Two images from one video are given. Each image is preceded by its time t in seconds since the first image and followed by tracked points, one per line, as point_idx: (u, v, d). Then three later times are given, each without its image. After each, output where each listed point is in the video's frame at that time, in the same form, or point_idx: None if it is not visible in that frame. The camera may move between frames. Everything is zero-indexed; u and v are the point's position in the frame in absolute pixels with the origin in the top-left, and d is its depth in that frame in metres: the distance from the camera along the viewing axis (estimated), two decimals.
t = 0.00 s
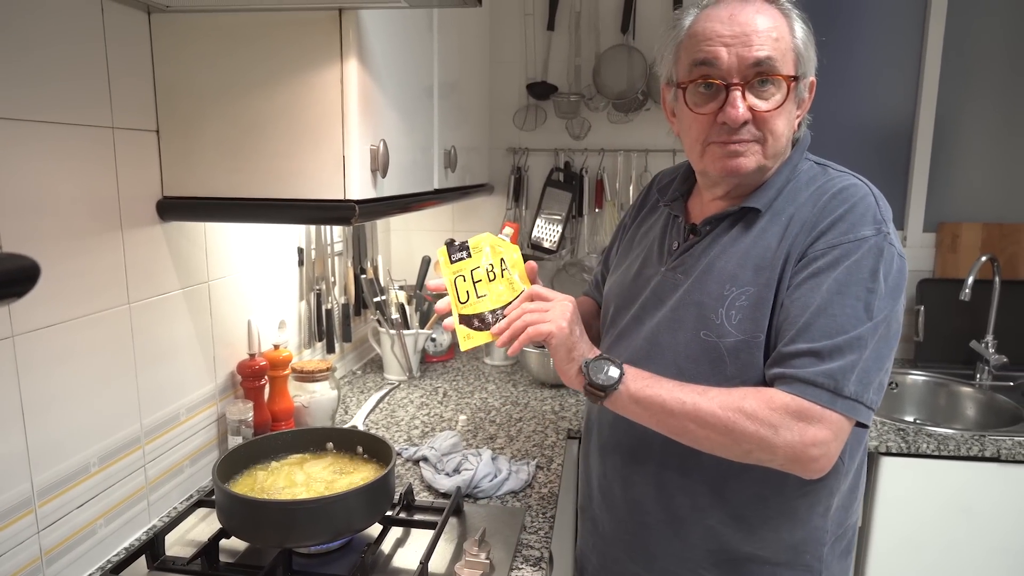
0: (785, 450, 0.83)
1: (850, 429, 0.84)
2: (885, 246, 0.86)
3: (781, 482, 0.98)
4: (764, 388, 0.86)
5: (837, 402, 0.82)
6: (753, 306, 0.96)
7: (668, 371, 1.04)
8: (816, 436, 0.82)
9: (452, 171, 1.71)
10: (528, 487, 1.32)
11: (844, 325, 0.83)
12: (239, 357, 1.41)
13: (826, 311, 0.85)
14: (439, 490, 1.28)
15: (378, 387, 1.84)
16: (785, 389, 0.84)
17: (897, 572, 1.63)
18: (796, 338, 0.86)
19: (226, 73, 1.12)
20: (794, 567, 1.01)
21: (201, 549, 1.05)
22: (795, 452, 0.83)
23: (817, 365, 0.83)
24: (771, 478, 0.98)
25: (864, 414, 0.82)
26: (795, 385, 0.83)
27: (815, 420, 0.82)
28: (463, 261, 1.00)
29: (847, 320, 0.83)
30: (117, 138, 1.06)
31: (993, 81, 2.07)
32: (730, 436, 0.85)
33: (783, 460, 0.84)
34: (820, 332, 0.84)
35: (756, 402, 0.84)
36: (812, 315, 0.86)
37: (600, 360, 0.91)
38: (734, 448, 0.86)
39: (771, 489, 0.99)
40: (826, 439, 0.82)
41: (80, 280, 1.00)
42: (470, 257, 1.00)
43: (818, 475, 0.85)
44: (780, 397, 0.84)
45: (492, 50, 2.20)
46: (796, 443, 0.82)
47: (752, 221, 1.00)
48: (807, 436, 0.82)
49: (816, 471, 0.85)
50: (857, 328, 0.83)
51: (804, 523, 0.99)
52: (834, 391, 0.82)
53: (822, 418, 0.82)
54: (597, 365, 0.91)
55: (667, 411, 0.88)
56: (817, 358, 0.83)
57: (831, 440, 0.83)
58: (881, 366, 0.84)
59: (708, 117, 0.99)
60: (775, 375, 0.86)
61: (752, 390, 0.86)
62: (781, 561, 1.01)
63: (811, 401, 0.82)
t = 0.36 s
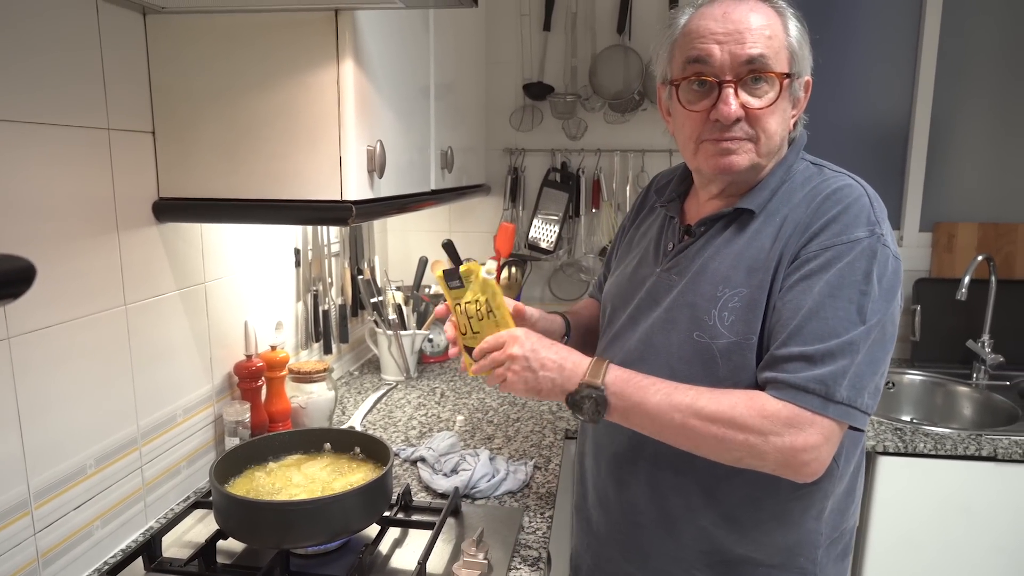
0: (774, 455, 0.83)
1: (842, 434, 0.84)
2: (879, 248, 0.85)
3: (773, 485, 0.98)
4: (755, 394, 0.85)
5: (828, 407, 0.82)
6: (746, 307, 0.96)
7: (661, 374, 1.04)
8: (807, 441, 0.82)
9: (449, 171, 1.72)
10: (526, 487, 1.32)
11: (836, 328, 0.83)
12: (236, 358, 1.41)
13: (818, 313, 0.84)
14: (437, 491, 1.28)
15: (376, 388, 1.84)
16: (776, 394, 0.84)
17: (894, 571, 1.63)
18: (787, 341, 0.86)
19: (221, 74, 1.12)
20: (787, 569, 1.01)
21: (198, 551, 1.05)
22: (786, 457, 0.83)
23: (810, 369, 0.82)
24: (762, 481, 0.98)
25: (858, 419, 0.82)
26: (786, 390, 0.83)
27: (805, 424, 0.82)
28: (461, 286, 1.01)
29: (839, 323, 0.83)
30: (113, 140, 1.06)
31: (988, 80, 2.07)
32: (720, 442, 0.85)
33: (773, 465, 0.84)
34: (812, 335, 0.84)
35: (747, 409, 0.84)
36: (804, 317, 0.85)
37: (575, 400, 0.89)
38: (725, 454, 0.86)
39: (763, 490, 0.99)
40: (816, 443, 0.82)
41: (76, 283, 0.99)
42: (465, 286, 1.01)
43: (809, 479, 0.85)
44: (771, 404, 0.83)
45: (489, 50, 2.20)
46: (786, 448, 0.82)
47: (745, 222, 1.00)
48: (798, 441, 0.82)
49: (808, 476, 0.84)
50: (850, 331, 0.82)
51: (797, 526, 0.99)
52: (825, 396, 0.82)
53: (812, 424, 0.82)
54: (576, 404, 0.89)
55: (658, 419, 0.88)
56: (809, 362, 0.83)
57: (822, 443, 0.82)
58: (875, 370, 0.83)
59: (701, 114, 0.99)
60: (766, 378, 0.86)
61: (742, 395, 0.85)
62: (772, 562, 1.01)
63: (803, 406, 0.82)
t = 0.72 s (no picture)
0: (743, 451, 0.83)
1: (817, 428, 0.83)
2: (870, 242, 0.84)
3: (767, 479, 0.97)
4: (724, 390, 0.85)
5: (803, 401, 0.81)
6: (737, 299, 0.95)
7: (653, 367, 1.04)
8: (775, 436, 0.81)
9: (450, 160, 1.71)
10: (528, 476, 1.32)
11: (818, 322, 0.82)
12: (237, 347, 1.40)
13: (801, 307, 0.83)
14: (439, 480, 1.28)
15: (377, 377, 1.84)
16: (749, 389, 0.84)
17: (895, 559, 1.64)
18: (768, 333, 0.85)
19: (221, 60, 1.11)
20: (778, 565, 1.01)
21: (201, 540, 1.05)
22: (754, 452, 0.83)
23: (784, 361, 0.82)
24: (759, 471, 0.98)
25: (834, 414, 0.81)
26: (760, 384, 0.83)
27: (775, 418, 0.82)
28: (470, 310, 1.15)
29: (820, 317, 0.82)
30: (112, 128, 1.05)
31: (993, 67, 2.05)
32: (687, 441, 0.85)
33: (742, 461, 0.84)
34: (794, 328, 0.83)
35: (713, 408, 0.83)
36: (786, 310, 0.84)
37: (542, 419, 0.93)
38: (693, 453, 0.86)
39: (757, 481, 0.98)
40: (786, 438, 0.82)
41: (76, 272, 0.99)
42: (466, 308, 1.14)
43: (780, 474, 0.84)
44: (739, 402, 0.83)
45: (490, 38, 2.18)
46: (754, 443, 0.82)
47: (742, 215, 0.97)
48: (767, 436, 0.82)
49: (780, 471, 0.84)
50: (831, 325, 0.81)
51: (794, 520, 0.98)
52: (799, 390, 0.81)
53: (779, 419, 0.82)
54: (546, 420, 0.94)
55: (621, 428, 0.89)
56: (785, 354, 0.83)
57: (793, 437, 0.82)
58: (857, 365, 0.82)
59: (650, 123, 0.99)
60: (743, 371, 0.86)
61: (710, 394, 0.85)
62: (762, 554, 1.01)
63: (776, 400, 0.82)
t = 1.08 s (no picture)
0: (681, 434, 0.85)
1: (758, 414, 0.84)
2: (817, 234, 0.83)
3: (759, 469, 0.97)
4: (665, 379, 0.87)
5: (739, 387, 0.82)
6: (694, 289, 0.94)
7: (620, 356, 1.05)
8: (710, 420, 0.82)
9: (451, 151, 1.70)
10: (529, 467, 1.32)
11: (758, 311, 0.82)
12: (238, 338, 1.40)
13: (743, 296, 0.83)
14: (440, 470, 1.28)
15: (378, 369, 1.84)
16: (690, 378, 0.85)
17: (894, 550, 1.64)
18: (714, 321, 0.86)
19: (220, 49, 1.10)
20: (751, 551, 1.00)
21: (201, 529, 1.05)
22: (691, 436, 0.84)
23: (721, 349, 0.83)
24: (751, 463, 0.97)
25: (771, 400, 0.81)
26: (699, 371, 0.84)
27: (710, 405, 0.82)
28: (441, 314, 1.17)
29: (760, 307, 0.82)
30: (110, 116, 1.05)
31: (995, 57, 2.04)
32: (630, 429, 0.88)
33: (681, 443, 0.86)
34: (737, 317, 0.83)
35: (650, 396, 0.86)
36: (730, 298, 0.85)
37: (509, 415, 0.98)
38: (640, 439, 0.89)
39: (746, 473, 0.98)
40: (721, 423, 0.83)
41: (75, 261, 0.99)
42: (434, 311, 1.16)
43: (718, 457, 0.85)
44: (677, 388, 0.85)
45: (490, 29, 2.17)
46: (690, 428, 0.84)
47: (703, 207, 0.97)
48: (702, 421, 0.83)
49: (718, 455, 0.85)
50: (771, 314, 0.81)
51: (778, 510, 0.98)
52: (735, 377, 0.82)
53: (713, 404, 0.82)
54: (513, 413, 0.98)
55: (574, 420, 0.93)
56: (725, 342, 0.83)
57: (728, 423, 0.83)
58: (798, 354, 0.81)
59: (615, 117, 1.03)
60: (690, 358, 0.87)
61: (650, 384, 0.87)
62: (748, 544, 1.00)
63: (712, 386, 0.83)
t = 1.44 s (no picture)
0: (660, 412, 0.86)
1: (727, 387, 0.86)
2: (771, 214, 0.84)
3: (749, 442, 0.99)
4: (641, 359, 0.88)
5: (711, 363, 0.83)
6: (658, 272, 0.94)
7: (588, 339, 1.03)
8: (687, 397, 0.84)
9: (452, 139, 1.69)
10: (532, 456, 1.32)
11: (723, 291, 0.83)
12: (239, 327, 1.39)
13: (705, 278, 0.85)
14: (442, 460, 1.27)
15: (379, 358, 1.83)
16: (662, 359, 0.86)
17: (897, 539, 1.63)
18: (681, 302, 0.87)
19: (222, 32, 1.09)
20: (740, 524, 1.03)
21: (203, 519, 1.04)
22: (670, 413, 0.86)
23: (692, 329, 0.84)
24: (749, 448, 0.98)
25: (742, 373, 0.83)
26: (672, 352, 0.85)
27: (685, 381, 0.84)
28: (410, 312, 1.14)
29: (723, 287, 0.83)
30: (108, 101, 1.03)
31: (1003, 45, 2.02)
32: (610, 409, 0.89)
33: (660, 420, 0.87)
34: (703, 297, 0.84)
35: (629, 376, 0.86)
36: (695, 281, 0.86)
37: (494, 402, 0.98)
38: (620, 417, 0.90)
39: (744, 452, 0.99)
40: (697, 398, 0.84)
41: (73, 248, 0.97)
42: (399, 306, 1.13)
43: (696, 429, 0.87)
44: (654, 368, 0.86)
45: (492, 16, 2.15)
46: (669, 405, 0.85)
47: (661, 193, 0.96)
48: (679, 398, 0.84)
49: (694, 427, 0.87)
50: (733, 293, 0.83)
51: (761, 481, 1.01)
52: (707, 353, 0.83)
53: (691, 379, 0.84)
54: (499, 401, 0.98)
55: (554, 403, 0.93)
56: (693, 322, 0.84)
57: (704, 397, 0.85)
58: (762, 329, 0.83)
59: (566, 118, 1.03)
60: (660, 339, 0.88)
61: (627, 365, 0.88)
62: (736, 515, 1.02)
63: (688, 364, 0.84)
